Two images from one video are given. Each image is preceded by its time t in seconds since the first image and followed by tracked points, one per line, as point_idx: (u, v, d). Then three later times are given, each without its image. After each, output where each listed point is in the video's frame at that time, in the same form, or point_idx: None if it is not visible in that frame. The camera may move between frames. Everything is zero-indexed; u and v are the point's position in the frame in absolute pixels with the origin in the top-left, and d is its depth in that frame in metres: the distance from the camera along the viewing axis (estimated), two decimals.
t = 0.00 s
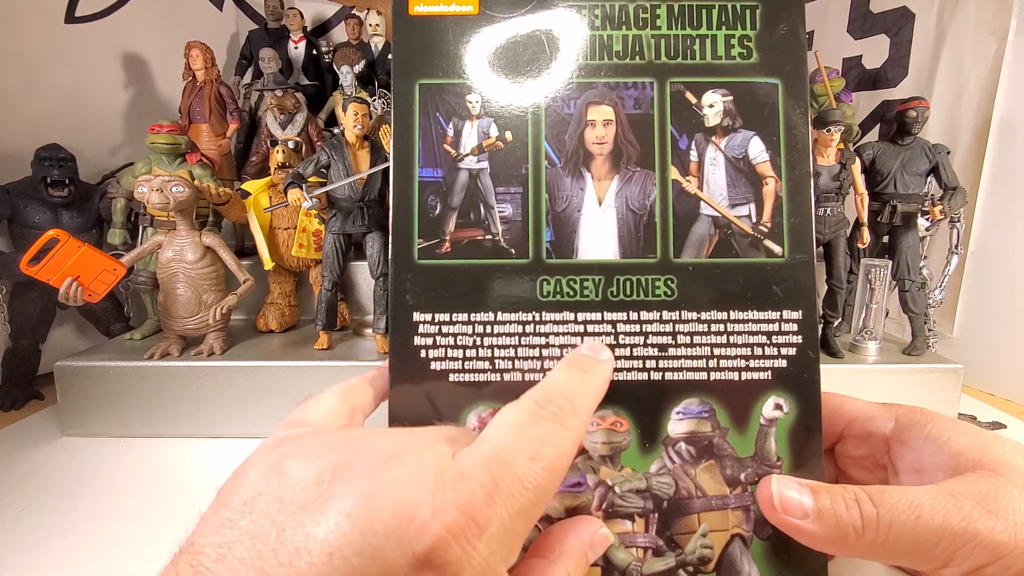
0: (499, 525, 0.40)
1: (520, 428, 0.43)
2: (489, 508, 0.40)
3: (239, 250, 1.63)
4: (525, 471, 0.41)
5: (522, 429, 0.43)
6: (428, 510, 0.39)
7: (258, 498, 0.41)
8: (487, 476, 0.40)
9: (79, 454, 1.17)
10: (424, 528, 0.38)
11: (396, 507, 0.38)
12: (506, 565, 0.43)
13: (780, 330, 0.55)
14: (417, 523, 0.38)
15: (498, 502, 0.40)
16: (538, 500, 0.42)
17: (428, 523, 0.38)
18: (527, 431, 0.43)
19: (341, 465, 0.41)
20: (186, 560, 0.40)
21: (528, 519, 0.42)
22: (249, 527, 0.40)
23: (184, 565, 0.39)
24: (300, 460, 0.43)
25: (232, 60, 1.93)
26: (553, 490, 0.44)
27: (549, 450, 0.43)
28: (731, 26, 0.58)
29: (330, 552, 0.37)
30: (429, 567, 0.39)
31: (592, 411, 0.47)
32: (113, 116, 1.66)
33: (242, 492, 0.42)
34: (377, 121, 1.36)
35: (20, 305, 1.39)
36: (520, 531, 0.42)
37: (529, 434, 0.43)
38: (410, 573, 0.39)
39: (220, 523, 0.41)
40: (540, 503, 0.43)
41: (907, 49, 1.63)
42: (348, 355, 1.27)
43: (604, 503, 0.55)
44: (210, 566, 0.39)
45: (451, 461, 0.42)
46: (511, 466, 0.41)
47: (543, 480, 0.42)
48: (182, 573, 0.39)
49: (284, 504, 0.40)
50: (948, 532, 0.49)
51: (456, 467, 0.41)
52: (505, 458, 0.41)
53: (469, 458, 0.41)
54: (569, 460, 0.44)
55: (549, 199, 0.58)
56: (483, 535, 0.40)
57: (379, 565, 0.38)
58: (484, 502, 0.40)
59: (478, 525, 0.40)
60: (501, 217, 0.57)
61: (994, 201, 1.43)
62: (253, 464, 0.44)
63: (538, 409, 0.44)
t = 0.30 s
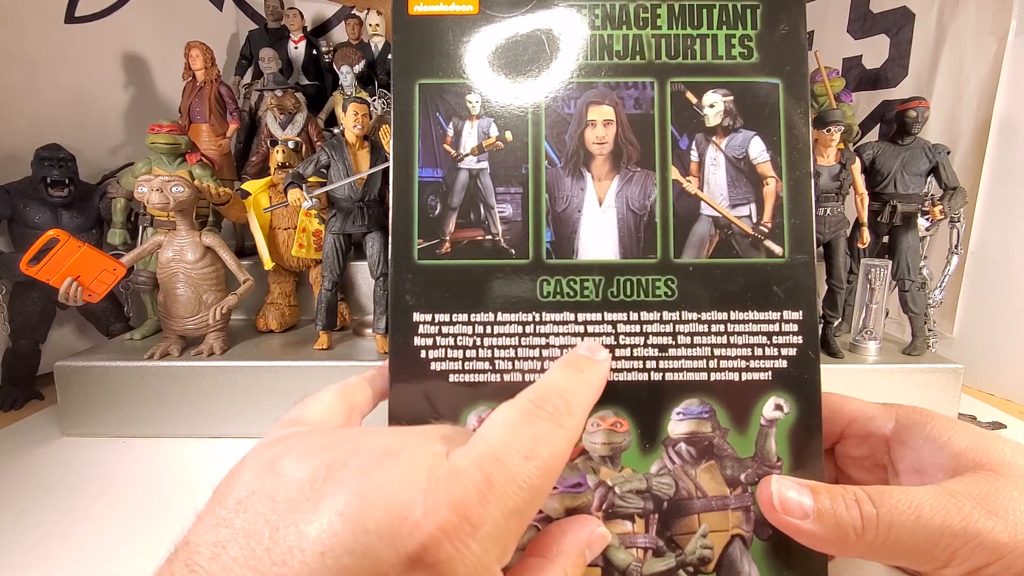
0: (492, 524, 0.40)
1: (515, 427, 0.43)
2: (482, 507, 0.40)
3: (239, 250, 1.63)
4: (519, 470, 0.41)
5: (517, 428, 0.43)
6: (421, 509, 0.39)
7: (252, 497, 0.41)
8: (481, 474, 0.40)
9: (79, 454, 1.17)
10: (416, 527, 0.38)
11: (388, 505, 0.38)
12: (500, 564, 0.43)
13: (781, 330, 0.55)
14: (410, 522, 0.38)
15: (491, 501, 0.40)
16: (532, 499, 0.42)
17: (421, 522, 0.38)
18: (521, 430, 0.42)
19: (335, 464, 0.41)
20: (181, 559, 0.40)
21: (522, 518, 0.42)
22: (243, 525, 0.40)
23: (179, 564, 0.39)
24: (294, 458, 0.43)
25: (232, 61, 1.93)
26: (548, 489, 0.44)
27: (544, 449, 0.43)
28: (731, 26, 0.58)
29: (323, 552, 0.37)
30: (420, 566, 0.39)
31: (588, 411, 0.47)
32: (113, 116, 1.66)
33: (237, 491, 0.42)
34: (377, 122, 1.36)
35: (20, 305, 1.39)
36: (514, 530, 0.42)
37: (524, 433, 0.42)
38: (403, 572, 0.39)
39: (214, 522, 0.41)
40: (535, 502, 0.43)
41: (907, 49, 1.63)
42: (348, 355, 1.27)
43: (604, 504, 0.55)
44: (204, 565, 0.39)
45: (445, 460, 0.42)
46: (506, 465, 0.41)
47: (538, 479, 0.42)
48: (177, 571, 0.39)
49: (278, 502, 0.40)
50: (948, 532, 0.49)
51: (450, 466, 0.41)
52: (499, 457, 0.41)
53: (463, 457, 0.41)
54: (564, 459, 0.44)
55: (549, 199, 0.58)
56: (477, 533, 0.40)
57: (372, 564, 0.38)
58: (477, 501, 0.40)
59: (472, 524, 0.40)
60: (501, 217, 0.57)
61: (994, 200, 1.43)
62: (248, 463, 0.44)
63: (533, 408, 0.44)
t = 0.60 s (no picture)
0: (487, 523, 0.40)
1: (511, 426, 0.43)
2: (477, 507, 0.40)
3: (239, 250, 1.63)
4: (515, 469, 0.41)
5: (513, 428, 0.43)
6: (416, 509, 0.39)
7: (248, 496, 0.41)
8: (476, 474, 0.40)
9: (79, 454, 1.17)
10: (411, 526, 0.38)
11: (382, 505, 0.38)
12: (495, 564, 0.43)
13: (781, 331, 0.55)
14: (405, 521, 0.38)
15: (487, 501, 0.40)
16: (528, 498, 0.42)
17: (415, 521, 0.38)
18: (517, 429, 0.43)
19: (331, 463, 0.41)
20: (176, 558, 0.40)
21: (517, 518, 0.42)
22: (238, 524, 0.40)
23: (174, 563, 0.39)
24: (290, 457, 0.43)
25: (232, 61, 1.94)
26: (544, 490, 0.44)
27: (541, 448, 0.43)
28: (732, 26, 0.58)
29: (317, 551, 0.37)
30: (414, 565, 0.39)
31: (584, 412, 0.47)
32: (113, 116, 1.66)
33: (233, 489, 0.42)
34: (377, 122, 1.36)
35: (20, 306, 1.39)
36: (509, 530, 0.42)
37: (520, 432, 0.43)
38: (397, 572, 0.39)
39: (210, 521, 0.41)
40: (530, 503, 0.43)
41: (907, 49, 1.63)
42: (348, 355, 1.27)
43: (604, 504, 0.55)
44: (199, 563, 0.38)
45: (440, 459, 0.42)
46: (501, 464, 0.41)
47: (534, 479, 0.42)
48: (172, 570, 0.39)
49: (273, 501, 0.40)
50: (948, 533, 0.49)
51: (445, 465, 0.41)
52: (495, 457, 0.41)
53: (459, 456, 0.41)
54: (560, 459, 0.44)
55: (549, 199, 0.58)
56: (471, 533, 0.40)
57: (366, 564, 0.38)
58: (473, 501, 0.40)
59: (467, 524, 0.40)
60: (501, 218, 0.57)
61: (994, 201, 1.43)
62: (245, 461, 0.44)
63: (529, 407, 0.44)
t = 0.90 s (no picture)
0: (483, 521, 0.41)
1: (509, 424, 0.43)
2: (474, 504, 0.40)
3: (239, 250, 1.63)
4: (512, 467, 0.42)
5: (511, 426, 0.43)
6: (411, 507, 0.38)
7: (245, 494, 0.41)
8: (473, 472, 0.41)
9: (79, 454, 1.17)
10: (407, 524, 0.38)
11: (377, 503, 0.38)
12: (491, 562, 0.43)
13: (781, 331, 0.55)
14: (400, 519, 0.38)
15: (483, 499, 0.41)
16: (524, 496, 0.43)
17: (411, 520, 0.38)
18: (515, 428, 0.43)
19: (327, 460, 0.41)
20: (174, 558, 0.40)
21: (514, 516, 0.42)
22: (235, 524, 0.40)
23: (172, 562, 0.39)
24: (287, 455, 0.43)
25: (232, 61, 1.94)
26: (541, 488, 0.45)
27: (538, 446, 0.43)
28: (732, 26, 0.58)
29: (313, 549, 0.37)
30: (410, 563, 0.38)
31: (581, 411, 0.48)
32: (113, 116, 1.66)
33: (230, 489, 0.42)
34: (377, 122, 1.36)
35: (20, 306, 1.39)
36: (505, 527, 0.42)
37: (517, 430, 0.43)
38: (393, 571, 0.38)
39: (208, 520, 0.41)
40: (526, 501, 0.43)
41: (907, 48, 1.63)
42: (347, 355, 1.27)
43: (604, 504, 0.55)
44: (197, 563, 0.39)
45: (437, 457, 0.42)
46: (497, 462, 0.41)
47: (530, 476, 0.42)
48: (169, 569, 0.39)
49: (270, 499, 0.40)
50: (947, 532, 0.49)
51: (442, 464, 0.41)
52: (492, 454, 0.42)
53: (455, 454, 0.41)
54: (557, 458, 0.44)
55: (549, 199, 0.58)
56: (468, 531, 0.40)
57: (362, 563, 0.38)
58: (469, 499, 0.40)
59: (463, 521, 0.40)
60: (501, 218, 0.57)
61: (994, 200, 1.43)
62: (242, 460, 0.44)
63: (527, 406, 0.45)
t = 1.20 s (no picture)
0: (482, 520, 0.41)
1: (508, 423, 0.43)
2: (473, 504, 0.40)
3: (239, 250, 1.63)
4: (510, 467, 0.42)
5: (509, 426, 0.43)
6: (410, 506, 0.39)
7: (243, 494, 0.41)
8: (471, 471, 0.41)
9: (79, 454, 1.17)
10: (406, 523, 0.38)
11: (377, 502, 0.38)
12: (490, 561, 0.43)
13: (781, 331, 0.55)
14: (399, 518, 0.38)
15: (482, 498, 0.41)
16: (523, 495, 0.43)
17: (409, 519, 0.38)
18: (514, 428, 0.43)
19: (327, 459, 0.41)
20: (172, 557, 0.39)
21: (513, 515, 0.43)
22: (234, 523, 0.40)
23: (170, 562, 0.39)
24: (285, 455, 0.43)
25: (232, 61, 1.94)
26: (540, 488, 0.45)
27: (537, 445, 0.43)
28: (732, 26, 0.58)
29: (312, 548, 0.37)
30: (409, 562, 0.38)
31: (580, 410, 0.48)
32: (113, 116, 1.66)
33: (229, 489, 0.42)
34: (377, 122, 1.36)
35: (20, 306, 1.39)
36: (505, 526, 0.42)
37: (516, 430, 0.43)
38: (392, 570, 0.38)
39: (206, 520, 0.41)
40: (525, 501, 0.43)
41: (907, 48, 1.63)
42: (347, 355, 1.27)
43: (604, 504, 0.55)
44: (195, 562, 0.38)
45: (436, 457, 0.42)
46: (496, 462, 0.42)
47: (530, 475, 0.42)
48: (167, 569, 0.38)
49: (269, 498, 0.40)
50: (947, 532, 0.49)
51: (441, 463, 0.41)
52: (491, 454, 0.42)
53: (454, 454, 0.42)
54: (556, 457, 0.44)
55: (549, 199, 0.58)
56: (467, 529, 0.40)
57: (361, 562, 0.38)
58: (468, 498, 0.40)
59: (462, 521, 0.40)
60: (501, 217, 0.57)
61: (994, 200, 1.43)
62: (241, 460, 0.44)
63: (526, 405, 0.45)
